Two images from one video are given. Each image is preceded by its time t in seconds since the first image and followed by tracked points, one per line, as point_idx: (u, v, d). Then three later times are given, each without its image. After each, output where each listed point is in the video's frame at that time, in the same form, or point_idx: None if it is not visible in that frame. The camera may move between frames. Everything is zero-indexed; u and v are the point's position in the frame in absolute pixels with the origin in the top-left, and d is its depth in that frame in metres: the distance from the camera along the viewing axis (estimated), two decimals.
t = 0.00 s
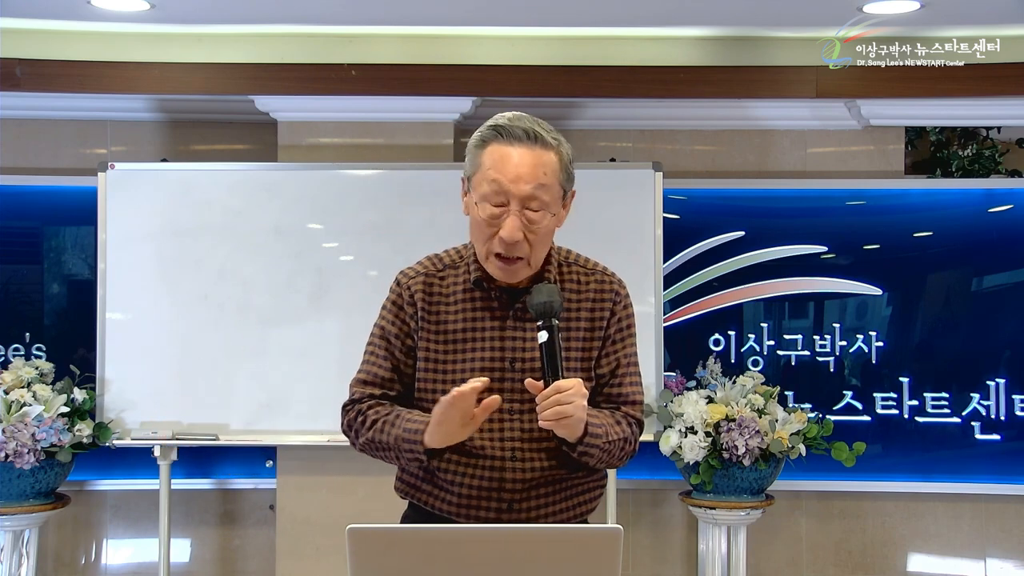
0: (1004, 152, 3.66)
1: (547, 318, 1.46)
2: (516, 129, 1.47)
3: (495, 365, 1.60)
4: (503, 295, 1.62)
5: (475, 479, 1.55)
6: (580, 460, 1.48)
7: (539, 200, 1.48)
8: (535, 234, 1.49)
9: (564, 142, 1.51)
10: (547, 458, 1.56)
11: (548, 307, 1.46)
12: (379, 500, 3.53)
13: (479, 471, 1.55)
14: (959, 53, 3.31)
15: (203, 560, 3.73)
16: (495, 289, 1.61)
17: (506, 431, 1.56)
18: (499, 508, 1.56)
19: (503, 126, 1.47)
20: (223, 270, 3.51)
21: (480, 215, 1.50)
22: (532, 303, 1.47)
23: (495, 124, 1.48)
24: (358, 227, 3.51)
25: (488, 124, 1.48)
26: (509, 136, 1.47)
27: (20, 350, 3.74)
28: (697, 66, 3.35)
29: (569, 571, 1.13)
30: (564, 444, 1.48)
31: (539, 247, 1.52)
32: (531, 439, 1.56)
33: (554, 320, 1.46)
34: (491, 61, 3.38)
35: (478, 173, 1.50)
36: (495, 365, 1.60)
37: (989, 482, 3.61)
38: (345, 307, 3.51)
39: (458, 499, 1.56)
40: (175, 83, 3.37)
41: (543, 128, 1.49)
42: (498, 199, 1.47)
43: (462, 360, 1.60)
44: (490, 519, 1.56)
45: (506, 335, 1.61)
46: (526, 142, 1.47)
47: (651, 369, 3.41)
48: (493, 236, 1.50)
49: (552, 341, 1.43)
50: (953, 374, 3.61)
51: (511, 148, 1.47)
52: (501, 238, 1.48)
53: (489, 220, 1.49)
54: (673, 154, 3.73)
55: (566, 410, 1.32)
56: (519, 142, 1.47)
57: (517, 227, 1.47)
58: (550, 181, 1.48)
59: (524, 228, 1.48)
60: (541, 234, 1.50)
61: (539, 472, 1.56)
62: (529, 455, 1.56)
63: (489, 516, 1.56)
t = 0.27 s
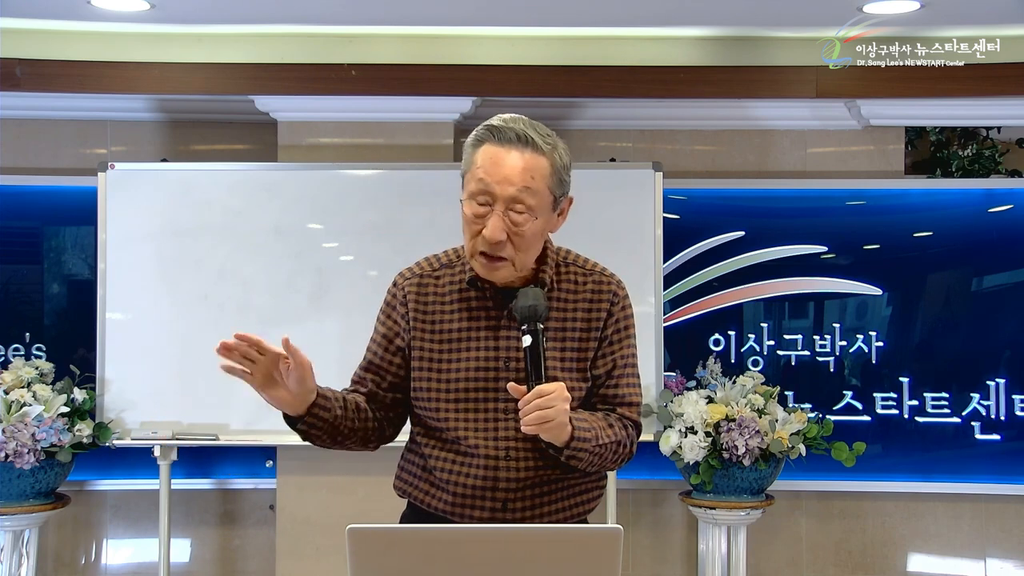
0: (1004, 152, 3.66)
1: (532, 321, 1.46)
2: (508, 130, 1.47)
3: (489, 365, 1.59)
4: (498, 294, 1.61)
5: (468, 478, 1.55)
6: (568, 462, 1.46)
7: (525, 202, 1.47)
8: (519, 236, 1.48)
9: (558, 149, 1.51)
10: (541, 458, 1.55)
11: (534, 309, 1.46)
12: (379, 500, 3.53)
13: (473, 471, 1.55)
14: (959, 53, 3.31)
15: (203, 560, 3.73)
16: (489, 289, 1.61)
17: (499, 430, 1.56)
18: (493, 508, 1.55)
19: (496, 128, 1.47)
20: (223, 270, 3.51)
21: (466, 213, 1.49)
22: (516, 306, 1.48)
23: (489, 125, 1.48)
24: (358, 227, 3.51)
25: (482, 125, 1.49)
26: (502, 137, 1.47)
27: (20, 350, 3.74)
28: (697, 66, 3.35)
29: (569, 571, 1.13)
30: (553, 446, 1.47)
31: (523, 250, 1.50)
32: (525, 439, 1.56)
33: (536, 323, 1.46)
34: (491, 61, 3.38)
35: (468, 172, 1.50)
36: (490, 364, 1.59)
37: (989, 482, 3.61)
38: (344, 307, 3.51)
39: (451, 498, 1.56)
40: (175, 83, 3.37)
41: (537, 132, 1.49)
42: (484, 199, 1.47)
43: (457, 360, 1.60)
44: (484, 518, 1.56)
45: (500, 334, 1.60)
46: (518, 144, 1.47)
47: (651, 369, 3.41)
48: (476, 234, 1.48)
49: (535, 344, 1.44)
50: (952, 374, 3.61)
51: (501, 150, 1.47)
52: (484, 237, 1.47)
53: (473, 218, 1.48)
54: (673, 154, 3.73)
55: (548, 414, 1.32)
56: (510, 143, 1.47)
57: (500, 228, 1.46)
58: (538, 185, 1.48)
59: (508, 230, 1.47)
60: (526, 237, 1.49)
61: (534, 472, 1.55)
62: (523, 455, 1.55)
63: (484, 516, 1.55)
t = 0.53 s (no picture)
0: (1004, 152, 3.66)
1: (519, 320, 1.45)
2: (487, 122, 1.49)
3: (484, 365, 1.60)
4: (492, 293, 1.62)
5: (464, 478, 1.55)
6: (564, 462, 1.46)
7: (506, 192, 1.47)
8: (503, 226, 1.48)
9: (539, 139, 1.52)
10: (537, 457, 1.55)
11: (522, 308, 1.46)
12: (379, 500, 3.53)
13: (470, 470, 1.55)
14: (959, 53, 3.31)
15: (203, 560, 3.73)
16: (484, 289, 1.62)
17: (494, 429, 1.56)
18: (490, 508, 1.55)
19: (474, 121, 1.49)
20: (223, 270, 3.51)
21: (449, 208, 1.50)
22: (504, 307, 1.48)
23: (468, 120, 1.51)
24: (358, 227, 3.51)
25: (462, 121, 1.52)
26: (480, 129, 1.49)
27: (20, 350, 3.74)
28: (697, 66, 3.35)
29: (569, 570, 1.13)
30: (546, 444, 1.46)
31: (510, 242, 1.50)
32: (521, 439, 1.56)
33: (524, 322, 1.45)
34: (491, 61, 3.38)
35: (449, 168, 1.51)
36: (485, 364, 1.60)
37: (989, 482, 3.61)
38: (344, 307, 3.51)
39: (449, 498, 1.56)
40: (175, 83, 3.37)
41: (516, 122, 1.51)
42: (465, 191, 1.48)
43: (452, 360, 1.61)
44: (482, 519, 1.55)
45: (495, 333, 1.60)
46: (495, 134, 1.48)
47: (651, 369, 3.41)
48: (461, 228, 1.49)
49: (527, 344, 1.41)
50: (952, 374, 3.61)
51: (480, 141, 1.49)
52: (468, 229, 1.47)
53: (457, 212, 1.49)
54: (673, 154, 3.73)
55: (537, 413, 1.32)
56: (488, 134, 1.49)
57: (482, 217, 1.47)
58: (518, 173, 1.49)
59: (490, 221, 1.47)
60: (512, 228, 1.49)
61: (531, 471, 1.55)
62: (519, 455, 1.55)
63: (481, 516, 1.55)
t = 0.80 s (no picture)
0: (1003, 152, 3.66)
1: (518, 323, 1.45)
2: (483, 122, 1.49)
3: (481, 366, 1.60)
4: (489, 294, 1.62)
5: (462, 478, 1.55)
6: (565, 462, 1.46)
7: (500, 192, 1.47)
8: (498, 226, 1.48)
9: (535, 140, 1.52)
10: (533, 457, 1.55)
11: (520, 310, 1.46)
12: (379, 500, 3.53)
13: (469, 471, 1.55)
14: (959, 53, 3.31)
15: (204, 559, 3.73)
16: (481, 289, 1.62)
17: (492, 430, 1.56)
18: (489, 508, 1.55)
19: (470, 121, 1.49)
20: (223, 270, 3.51)
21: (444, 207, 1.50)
22: (503, 309, 1.48)
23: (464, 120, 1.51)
24: (358, 227, 3.51)
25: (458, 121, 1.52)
26: (476, 130, 1.48)
27: (20, 350, 3.74)
28: (697, 66, 3.35)
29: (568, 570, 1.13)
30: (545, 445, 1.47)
31: (504, 243, 1.50)
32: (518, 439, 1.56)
33: (524, 324, 1.45)
34: (491, 61, 3.38)
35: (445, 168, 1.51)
36: (483, 364, 1.60)
37: (989, 482, 3.61)
38: (344, 307, 3.51)
39: (447, 499, 1.56)
40: (175, 83, 3.37)
41: (511, 123, 1.51)
42: (460, 192, 1.48)
43: (450, 361, 1.61)
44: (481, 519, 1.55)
45: (492, 334, 1.60)
46: (491, 135, 1.48)
47: (651, 369, 3.41)
48: (455, 228, 1.49)
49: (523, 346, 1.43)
50: (952, 374, 3.61)
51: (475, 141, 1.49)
52: (463, 230, 1.47)
53: (452, 212, 1.49)
54: (673, 154, 3.73)
55: (536, 416, 1.32)
56: (484, 134, 1.48)
57: (477, 218, 1.47)
58: (513, 174, 1.48)
59: (485, 221, 1.47)
60: (506, 229, 1.49)
61: (529, 472, 1.55)
62: (516, 455, 1.55)
63: (480, 516, 1.55)
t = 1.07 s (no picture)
0: (1003, 152, 3.66)
1: (518, 323, 1.45)
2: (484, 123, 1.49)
3: (481, 366, 1.59)
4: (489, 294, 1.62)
5: (461, 478, 1.55)
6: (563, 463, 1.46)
7: (501, 194, 1.47)
8: (499, 227, 1.48)
9: (536, 142, 1.53)
10: (531, 458, 1.54)
11: (520, 310, 1.46)
12: (379, 500, 3.53)
13: (468, 471, 1.55)
14: (959, 53, 3.31)
15: (203, 560, 3.73)
16: (481, 289, 1.62)
17: (491, 430, 1.56)
18: (487, 508, 1.55)
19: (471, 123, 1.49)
20: (223, 270, 3.51)
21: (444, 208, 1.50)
22: (504, 309, 1.48)
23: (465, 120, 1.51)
24: (358, 227, 3.51)
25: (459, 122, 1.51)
26: (477, 131, 1.48)
27: (20, 350, 3.74)
28: (697, 66, 3.35)
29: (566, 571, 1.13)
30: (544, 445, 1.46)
31: (505, 244, 1.50)
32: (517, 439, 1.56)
33: (524, 325, 1.45)
34: (491, 61, 3.38)
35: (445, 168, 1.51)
36: (482, 364, 1.59)
37: (989, 482, 3.61)
38: (344, 307, 3.51)
39: (445, 498, 1.55)
40: (176, 83, 3.37)
41: (512, 125, 1.51)
42: (462, 192, 1.48)
43: (449, 361, 1.60)
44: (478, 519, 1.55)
45: (492, 333, 1.60)
46: (493, 137, 1.48)
47: (651, 370, 3.42)
48: (455, 228, 1.49)
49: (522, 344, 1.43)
50: (952, 374, 3.61)
51: (476, 142, 1.49)
52: (463, 230, 1.47)
53: (452, 212, 1.49)
54: (673, 154, 3.73)
55: (535, 416, 1.31)
56: (485, 135, 1.48)
57: (479, 218, 1.47)
58: (514, 176, 1.48)
59: (488, 222, 1.47)
60: (507, 230, 1.49)
61: (528, 472, 1.54)
62: (515, 455, 1.54)
63: (477, 517, 1.55)
